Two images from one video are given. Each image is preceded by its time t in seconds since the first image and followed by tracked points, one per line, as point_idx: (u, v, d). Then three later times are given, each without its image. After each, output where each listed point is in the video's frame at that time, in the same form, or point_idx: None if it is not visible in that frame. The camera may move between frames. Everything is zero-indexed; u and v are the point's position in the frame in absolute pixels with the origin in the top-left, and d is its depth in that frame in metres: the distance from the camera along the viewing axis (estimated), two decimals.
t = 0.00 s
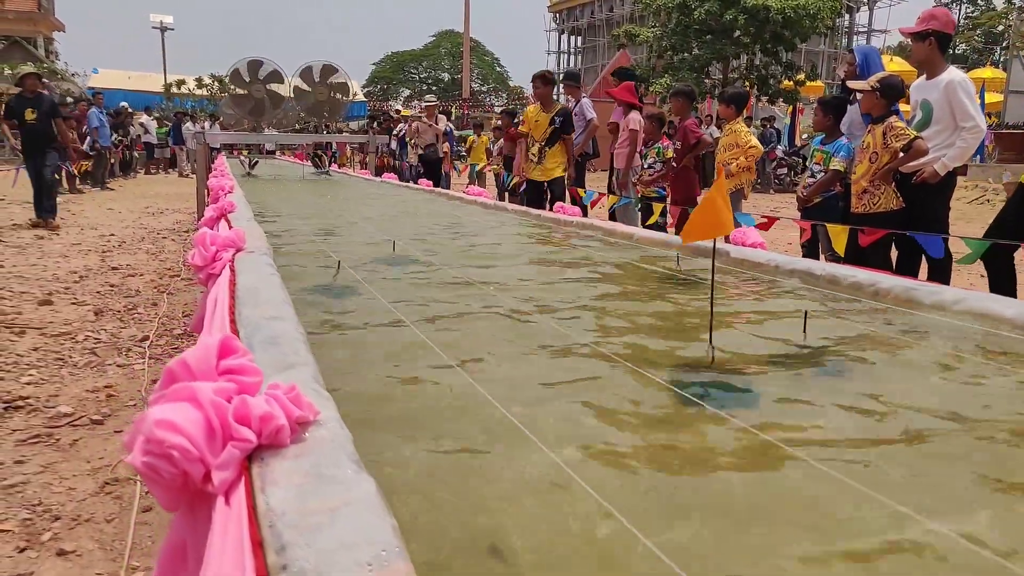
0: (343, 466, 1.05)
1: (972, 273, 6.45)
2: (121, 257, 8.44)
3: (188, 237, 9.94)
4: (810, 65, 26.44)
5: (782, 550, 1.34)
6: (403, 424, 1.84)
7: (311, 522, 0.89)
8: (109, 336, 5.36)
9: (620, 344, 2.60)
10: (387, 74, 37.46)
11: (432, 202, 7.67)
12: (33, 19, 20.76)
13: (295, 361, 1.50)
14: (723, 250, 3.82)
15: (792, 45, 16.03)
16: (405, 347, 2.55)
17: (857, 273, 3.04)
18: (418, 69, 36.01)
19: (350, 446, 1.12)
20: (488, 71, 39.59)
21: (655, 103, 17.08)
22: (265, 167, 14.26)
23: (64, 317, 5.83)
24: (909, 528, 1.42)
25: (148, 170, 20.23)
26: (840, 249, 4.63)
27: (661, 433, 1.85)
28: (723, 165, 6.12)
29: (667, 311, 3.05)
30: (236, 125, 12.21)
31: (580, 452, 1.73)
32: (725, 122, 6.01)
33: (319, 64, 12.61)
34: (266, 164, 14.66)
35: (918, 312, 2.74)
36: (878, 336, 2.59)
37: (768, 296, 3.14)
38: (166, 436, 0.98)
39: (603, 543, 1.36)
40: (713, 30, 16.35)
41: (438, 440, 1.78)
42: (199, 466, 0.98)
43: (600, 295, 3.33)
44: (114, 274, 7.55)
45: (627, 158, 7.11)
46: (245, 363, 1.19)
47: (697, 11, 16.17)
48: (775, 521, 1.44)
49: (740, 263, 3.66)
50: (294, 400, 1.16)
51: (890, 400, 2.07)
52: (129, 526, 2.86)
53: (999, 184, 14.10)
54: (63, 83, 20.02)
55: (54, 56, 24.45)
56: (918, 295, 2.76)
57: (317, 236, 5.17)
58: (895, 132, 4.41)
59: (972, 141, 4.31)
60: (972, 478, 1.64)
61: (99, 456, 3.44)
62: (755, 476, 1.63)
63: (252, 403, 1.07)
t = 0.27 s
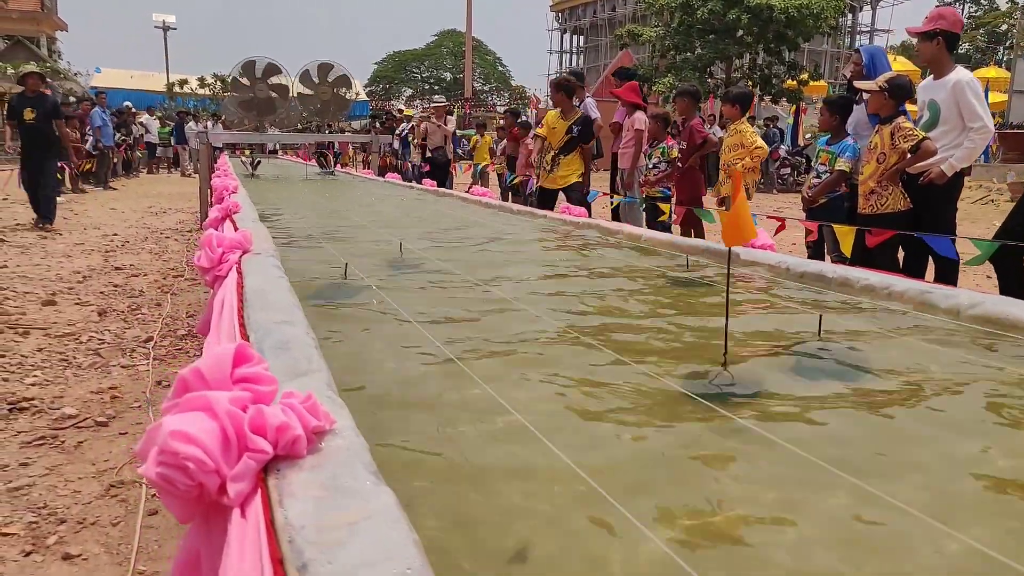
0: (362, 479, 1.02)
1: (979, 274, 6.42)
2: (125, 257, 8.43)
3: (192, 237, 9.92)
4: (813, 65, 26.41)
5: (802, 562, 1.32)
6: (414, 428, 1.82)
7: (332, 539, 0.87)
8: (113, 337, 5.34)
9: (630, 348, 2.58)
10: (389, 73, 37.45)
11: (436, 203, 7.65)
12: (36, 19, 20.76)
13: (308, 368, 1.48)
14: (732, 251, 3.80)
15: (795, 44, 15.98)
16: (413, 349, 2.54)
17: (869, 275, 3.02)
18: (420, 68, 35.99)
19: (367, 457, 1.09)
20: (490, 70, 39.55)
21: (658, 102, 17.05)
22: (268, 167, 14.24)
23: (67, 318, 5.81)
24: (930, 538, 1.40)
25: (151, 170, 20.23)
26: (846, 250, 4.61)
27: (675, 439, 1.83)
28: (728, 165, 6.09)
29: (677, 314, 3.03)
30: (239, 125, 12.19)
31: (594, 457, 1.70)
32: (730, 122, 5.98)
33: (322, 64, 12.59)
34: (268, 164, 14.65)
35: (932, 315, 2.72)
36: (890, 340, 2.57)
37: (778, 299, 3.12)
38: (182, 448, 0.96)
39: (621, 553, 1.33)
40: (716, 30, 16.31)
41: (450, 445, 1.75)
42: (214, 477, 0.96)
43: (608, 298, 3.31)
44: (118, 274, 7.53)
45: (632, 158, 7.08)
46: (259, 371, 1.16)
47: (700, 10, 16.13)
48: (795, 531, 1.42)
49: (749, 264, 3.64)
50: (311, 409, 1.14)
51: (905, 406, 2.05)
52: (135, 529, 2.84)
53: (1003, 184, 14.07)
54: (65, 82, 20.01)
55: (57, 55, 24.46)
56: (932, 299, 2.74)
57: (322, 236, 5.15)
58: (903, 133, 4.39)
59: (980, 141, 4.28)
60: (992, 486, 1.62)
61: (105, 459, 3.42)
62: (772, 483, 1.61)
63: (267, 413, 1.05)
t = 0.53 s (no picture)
0: (376, 496, 1.00)
1: (985, 276, 6.39)
2: (127, 258, 8.41)
3: (194, 238, 9.91)
4: (815, 65, 26.41)
5: None
6: (422, 436, 1.80)
7: (346, 559, 0.85)
8: (116, 339, 5.33)
9: (638, 353, 2.56)
10: (391, 73, 37.44)
11: (439, 204, 7.63)
12: (38, 19, 20.76)
13: (318, 377, 1.45)
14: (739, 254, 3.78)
15: (798, 45, 15.96)
16: (420, 354, 2.51)
17: (879, 280, 3.00)
18: (422, 68, 36.00)
19: (381, 473, 1.07)
20: (491, 71, 39.55)
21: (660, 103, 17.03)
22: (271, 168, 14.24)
23: (70, 320, 5.79)
24: (950, 552, 1.38)
25: (153, 171, 20.21)
26: (852, 252, 4.58)
27: (687, 447, 1.81)
28: (731, 166, 6.06)
29: (684, 317, 3.01)
30: (242, 126, 12.17)
31: (604, 466, 1.69)
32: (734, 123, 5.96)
33: (324, 64, 12.58)
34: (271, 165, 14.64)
35: (945, 319, 2.69)
36: (902, 345, 2.54)
37: (786, 302, 3.10)
38: (191, 464, 0.94)
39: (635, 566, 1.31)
40: (718, 30, 16.30)
41: (460, 453, 1.73)
42: (225, 495, 0.95)
43: (614, 301, 3.29)
44: (120, 275, 7.51)
45: (636, 159, 7.06)
46: (270, 384, 1.14)
47: (703, 11, 16.11)
48: (811, 544, 1.39)
49: (757, 268, 3.61)
50: (322, 421, 1.12)
51: (919, 414, 2.03)
52: (139, 535, 2.82)
53: (1007, 185, 14.04)
54: (67, 82, 20.02)
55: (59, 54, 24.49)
56: (943, 304, 2.72)
57: (325, 239, 5.14)
58: (910, 134, 4.37)
59: (987, 144, 4.25)
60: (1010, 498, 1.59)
61: (108, 463, 3.40)
62: (786, 494, 1.58)
63: (278, 428, 1.02)
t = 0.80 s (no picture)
0: (372, 501, 0.98)
1: (989, 275, 6.36)
2: (128, 258, 8.40)
3: (195, 238, 9.90)
4: (816, 65, 26.39)
5: None
6: (421, 438, 1.78)
7: (342, 566, 0.83)
8: (116, 340, 5.32)
9: (640, 354, 2.54)
10: (391, 73, 37.42)
11: (440, 204, 7.62)
12: (40, 20, 20.77)
13: (315, 380, 1.44)
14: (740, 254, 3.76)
15: (799, 44, 15.93)
16: (419, 355, 2.50)
17: (882, 279, 2.98)
18: (423, 68, 36.00)
19: (378, 478, 1.05)
20: (492, 70, 39.53)
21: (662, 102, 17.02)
22: (272, 168, 14.23)
23: (70, 321, 5.78)
24: (955, 558, 1.35)
25: (154, 171, 20.20)
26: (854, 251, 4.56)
27: (689, 450, 1.78)
28: (733, 166, 6.03)
29: (685, 317, 3.00)
30: (243, 126, 12.16)
31: (604, 467, 1.68)
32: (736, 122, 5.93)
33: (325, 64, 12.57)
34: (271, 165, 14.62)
35: (948, 319, 2.68)
36: (906, 346, 2.52)
37: (788, 302, 3.09)
38: (185, 469, 0.92)
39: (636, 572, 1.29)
40: (719, 29, 16.26)
41: (459, 456, 1.71)
42: (218, 500, 0.93)
43: (616, 302, 3.27)
44: (121, 276, 7.50)
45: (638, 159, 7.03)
46: (264, 388, 1.12)
47: (704, 10, 16.08)
48: (814, 548, 1.37)
49: (759, 268, 3.59)
50: (318, 426, 1.10)
51: (924, 415, 2.00)
52: (138, 537, 2.81)
53: (1009, 184, 14.01)
54: (68, 83, 20.04)
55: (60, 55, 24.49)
56: (948, 303, 2.70)
57: (325, 239, 5.13)
58: (912, 133, 4.34)
59: (989, 142, 4.23)
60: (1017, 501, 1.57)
61: (108, 465, 3.39)
62: (788, 495, 1.57)
63: (273, 432, 1.01)
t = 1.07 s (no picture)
0: (361, 501, 0.97)
1: (992, 274, 6.34)
2: (128, 258, 8.39)
3: (195, 238, 9.89)
4: (818, 64, 26.35)
5: None
6: (416, 436, 1.76)
7: (328, 566, 0.81)
8: (115, 339, 5.30)
9: (637, 353, 2.52)
10: (392, 73, 37.40)
11: (440, 203, 7.60)
12: (42, 20, 20.72)
13: (308, 379, 1.42)
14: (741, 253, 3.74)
15: (800, 43, 15.90)
16: (417, 354, 2.48)
17: (883, 279, 2.96)
18: (424, 68, 35.99)
19: (367, 477, 1.04)
20: (493, 70, 39.50)
21: (663, 102, 16.99)
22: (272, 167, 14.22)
23: (68, 321, 5.76)
24: (957, 560, 1.33)
25: (155, 170, 20.19)
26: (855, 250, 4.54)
27: (685, 449, 1.77)
28: (733, 164, 6.02)
29: (684, 316, 2.98)
30: (243, 125, 12.14)
31: (599, 466, 1.66)
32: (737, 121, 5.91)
33: (325, 63, 12.56)
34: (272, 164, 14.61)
35: (948, 317, 2.66)
36: (905, 344, 2.51)
37: (788, 301, 3.07)
38: (170, 468, 0.91)
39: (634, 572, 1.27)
40: (720, 28, 16.23)
41: (453, 454, 1.70)
42: (204, 499, 0.91)
43: (615, 301, 3.25)
44: (120, 275, 7.49)
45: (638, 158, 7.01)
46: (253, 386, 1.11)
47: (705, 9, 16.05)
48: (814, 549, 1.35)
49: (759, 267, 3.58)
50: (307, 424, 1.08)
51: (926, 416, 1.98)
52: (133, 537, 2.79)
53: (1010, 183, 13.98)
54: (70, 83, 20.04)
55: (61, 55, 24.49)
56: (948, 302, 2.68)
57: (324, 238, 5.11)
58: (914, 131, 4.32)
59: (990, 140, 4.21)
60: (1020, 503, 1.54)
61: (104, 464, 3.37)
62: (785, 494, 1.56)
63: (261, 430, 0.99)
